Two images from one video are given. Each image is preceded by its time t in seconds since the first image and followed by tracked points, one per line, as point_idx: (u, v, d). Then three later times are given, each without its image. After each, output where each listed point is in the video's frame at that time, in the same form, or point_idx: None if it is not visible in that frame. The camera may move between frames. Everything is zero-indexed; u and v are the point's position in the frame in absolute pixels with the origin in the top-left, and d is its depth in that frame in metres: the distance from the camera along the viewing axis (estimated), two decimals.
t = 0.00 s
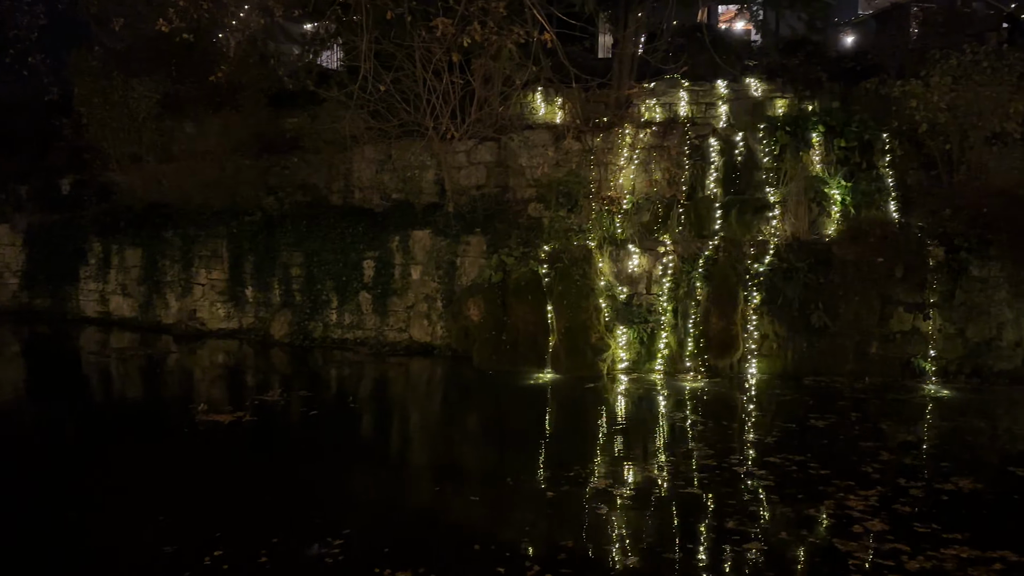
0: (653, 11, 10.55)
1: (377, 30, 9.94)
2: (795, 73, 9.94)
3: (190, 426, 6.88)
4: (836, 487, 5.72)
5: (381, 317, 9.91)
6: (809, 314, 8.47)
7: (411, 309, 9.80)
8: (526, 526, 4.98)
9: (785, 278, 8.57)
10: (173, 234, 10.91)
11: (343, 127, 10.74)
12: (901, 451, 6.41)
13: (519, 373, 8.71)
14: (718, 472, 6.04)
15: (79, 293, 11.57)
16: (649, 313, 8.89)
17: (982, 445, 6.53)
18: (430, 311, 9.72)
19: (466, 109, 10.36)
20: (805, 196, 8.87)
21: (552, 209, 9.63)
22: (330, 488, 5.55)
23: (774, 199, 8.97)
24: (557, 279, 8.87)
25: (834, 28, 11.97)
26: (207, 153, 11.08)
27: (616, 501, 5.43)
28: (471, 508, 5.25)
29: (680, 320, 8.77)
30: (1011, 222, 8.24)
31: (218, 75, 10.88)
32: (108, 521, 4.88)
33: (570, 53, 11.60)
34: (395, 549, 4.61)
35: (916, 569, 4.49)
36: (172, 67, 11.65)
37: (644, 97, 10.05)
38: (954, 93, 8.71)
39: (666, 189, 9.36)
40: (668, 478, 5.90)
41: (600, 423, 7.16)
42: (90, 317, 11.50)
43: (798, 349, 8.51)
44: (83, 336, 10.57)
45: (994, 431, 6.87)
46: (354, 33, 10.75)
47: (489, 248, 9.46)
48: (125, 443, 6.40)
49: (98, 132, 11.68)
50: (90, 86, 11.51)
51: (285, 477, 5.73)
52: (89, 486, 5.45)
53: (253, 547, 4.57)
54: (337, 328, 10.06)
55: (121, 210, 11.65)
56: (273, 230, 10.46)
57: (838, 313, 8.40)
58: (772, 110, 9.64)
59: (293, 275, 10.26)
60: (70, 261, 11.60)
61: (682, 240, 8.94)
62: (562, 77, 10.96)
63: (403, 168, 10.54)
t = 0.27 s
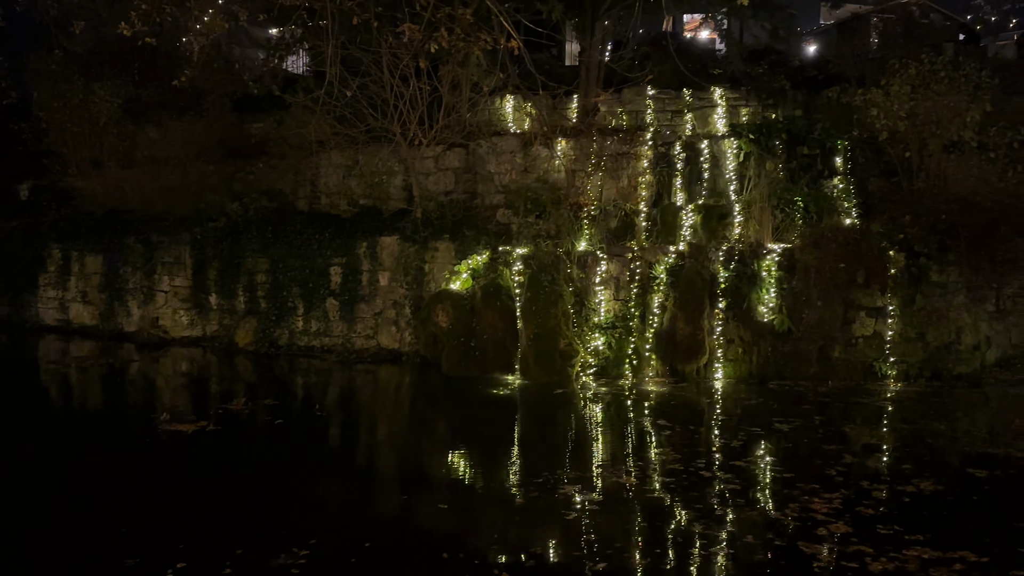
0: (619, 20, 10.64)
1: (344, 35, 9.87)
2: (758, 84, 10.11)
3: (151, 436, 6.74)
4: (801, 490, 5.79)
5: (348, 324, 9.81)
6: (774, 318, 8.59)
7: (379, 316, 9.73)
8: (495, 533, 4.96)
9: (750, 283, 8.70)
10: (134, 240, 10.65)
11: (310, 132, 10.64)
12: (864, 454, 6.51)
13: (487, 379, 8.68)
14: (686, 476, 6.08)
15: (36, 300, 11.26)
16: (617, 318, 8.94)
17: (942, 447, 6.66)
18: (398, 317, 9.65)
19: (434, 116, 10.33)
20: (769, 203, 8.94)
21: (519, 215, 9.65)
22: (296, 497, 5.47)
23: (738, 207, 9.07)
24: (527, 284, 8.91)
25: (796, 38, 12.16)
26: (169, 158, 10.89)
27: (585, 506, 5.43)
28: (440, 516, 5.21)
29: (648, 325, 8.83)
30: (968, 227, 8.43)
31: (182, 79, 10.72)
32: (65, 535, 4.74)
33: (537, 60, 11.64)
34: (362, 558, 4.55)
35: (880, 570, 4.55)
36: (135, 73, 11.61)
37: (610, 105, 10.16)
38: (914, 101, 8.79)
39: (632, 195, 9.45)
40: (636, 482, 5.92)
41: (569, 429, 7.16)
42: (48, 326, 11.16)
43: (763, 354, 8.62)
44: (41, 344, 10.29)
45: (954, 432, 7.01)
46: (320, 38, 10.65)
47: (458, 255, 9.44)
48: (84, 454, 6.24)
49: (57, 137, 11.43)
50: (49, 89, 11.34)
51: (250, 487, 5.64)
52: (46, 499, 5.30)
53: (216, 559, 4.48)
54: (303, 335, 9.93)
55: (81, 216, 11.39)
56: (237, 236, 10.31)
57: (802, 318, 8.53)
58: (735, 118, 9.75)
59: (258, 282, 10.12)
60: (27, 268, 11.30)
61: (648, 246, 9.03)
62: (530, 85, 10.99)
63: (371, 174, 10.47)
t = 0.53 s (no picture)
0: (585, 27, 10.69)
1: (309, 40, 9.78)
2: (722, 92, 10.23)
3: (110, 447, 6.58)
4: (766, 493, 5.85)
5: (314, 331, 9.71)
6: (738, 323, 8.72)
7: (346, 322, 9.64)
8: (462, 540, 4.93)
9: (715, 289, 8.76)
10: (94, 246, 10.31)
11: (274, 137, 10.52)
12: (827, 457, 6.61)
13: (454, 386, 8.63)
14: (652, 480, 6.11)
15: None
16: (583, 323, 8.94)
17: (902, 449, 6.78)
18: (364, 324, 9.57)
19: (400, 122, 10.28)
20: (732, 209, 8.97)
21: (487, 222, 9.67)
22: (260, 508, 5.38)
23: (702, 212, 9.14)
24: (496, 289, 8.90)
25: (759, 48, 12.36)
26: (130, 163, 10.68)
27: (552, 512, 5.42)
28: (407, 524, 5.17)
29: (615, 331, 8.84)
30: (926, 233, 8.60)
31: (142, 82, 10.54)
32: (19, 549, 4.61)
33: (504, 67, 11.66)
34: (328, 568, 4.49)
35: (843, 571, 4.61)
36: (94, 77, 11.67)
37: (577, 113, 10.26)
38: (873, 109, 9.00)
39: (598, 202, 9.52)
40: (603, 487, 5.93)
41: (537, 435, 7.15)
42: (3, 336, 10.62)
43: (728, 358, 8.70)
44: None
45: (913, 434, 7.14)
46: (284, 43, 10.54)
47: (426, 261, 9.41)
48: (40, 466, 6.07)
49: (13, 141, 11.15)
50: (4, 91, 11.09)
51: (213, 498, 5.53)
52: None
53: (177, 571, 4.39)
54: (268, 343, 9.80)
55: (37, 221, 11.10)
56: (200, 242, 10.14)
57: (765, 323, 8.67)
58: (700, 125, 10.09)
59: (222, 289, 9.96)
60: None
61: (614, 253, 9.01)
62: (496, 92, 11.01)
63: (337, 180, 10.39)
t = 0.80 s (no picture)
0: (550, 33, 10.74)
1: (271, 43, 9.66)
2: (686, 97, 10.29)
3: (66, 457, 6.41)
4: (729, 494, 5.91)
5: (277, 338, 9.58)
6: (701, 327, 8.82)
7: (309, 329, 9.53)
8: (428, 547, 4.89)
9: (678, 293, 8.86)
10: (49, 252, 10.07)
11: (236, 141, 10.37)
12: (788, 458, 6.69)
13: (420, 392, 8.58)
14: (617, 484, 6.12)
15: None
16: (549, 329, 8.89)
17: (862, 450, 6.90)
18: (328, 330, 9.47)
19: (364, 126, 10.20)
20: (696, 214, 9.24)
21: (452, 226, 9.54)
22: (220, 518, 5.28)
23: (667, 217, 9.34)
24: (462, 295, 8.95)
25: (722, 55, 12.54)
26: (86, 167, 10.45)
27: (518, 517, 5.41)
28: (372, 531, 5.11)
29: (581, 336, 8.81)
30: (884, 237, 8.76)
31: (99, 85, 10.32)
32: None
33: (469, 72, 11.65)
34: None
35: (804, 572, 4.67)
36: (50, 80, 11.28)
37: (543, 118, 10.20)
38: (832, 116, 9.13)
39: (564, 207, 9.52)
40: (569, 492, 5.94)
41: (503, 440, 7.15)
42: None
43: (693, 362, 8.80)
44: None
45: (872, 435, 7.27)
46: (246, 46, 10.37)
47: (391, 266, 9.29)
48: None
49: None
50: None
51: (173, 508, 5.43)
52: None
53: None
54: (229, 350, 9.64)
55: None
56: (160, 247, 9.95)
57: (728, 326, 8.76)
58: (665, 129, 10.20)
59: (182, 295, 9.78)
60: None
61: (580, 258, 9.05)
62: (461, 97, 10.99)
63: (300, 185, 10.30)
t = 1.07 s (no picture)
0: (513, 37, 10.75)
1: (229, 44, 9.51)
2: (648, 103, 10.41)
3: (17, 467, 6.24)
4: (691, 495, 5.96)
5: (236, 343, 9.44)
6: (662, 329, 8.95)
7: (269, 333, 9.41)
8: (391, 553, 4.85)
9: (641, 296, 8.91)
10: None
11: (194, 143, 10.20)
12: (748, 458, 6.78)
13: (383, 396, 8.51)
14: (581, 487, 6.14)
15: None
16: (512, 331, 8.88)
17: (820, 450, 7.01)
18: (289, 335, 9.36)
19: (325, 129, 10.08)
20: (658, 217, 9.27)
21: (417, 231, 9.49)
22: (178, 528, 5.17)
23: (629, 220, 9.38)
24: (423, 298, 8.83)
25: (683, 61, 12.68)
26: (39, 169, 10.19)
27: (482, 521, 5.40)
28: (334, 539, 5.06)
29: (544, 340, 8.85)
30: (840, 241, 8.92)
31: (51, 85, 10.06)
32: None
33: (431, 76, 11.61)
34: None
35: (764, 571, 4.72)
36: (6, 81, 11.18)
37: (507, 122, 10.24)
38: (789, 121, 9.29)
39: (528, 211, 9.50)
40: (533, 495, 5.94)
41: (467, 444, 7.12)
42: None
43: (655, 364, 8.88)
44: None
45: (830, 435, 7.40)
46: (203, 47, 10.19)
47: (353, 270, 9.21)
48: None
49: None
50: None
51: (130, 518, 5.30)
52: None
53: None
54: (187, 356, 9.48)
55: None
56: (115, 252, 9.74)
57: (689, 328, 8.88)
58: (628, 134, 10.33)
59: (139, 300, 9.59)
60: None
61: (544, 260, 9.03)
62: (423, 100, 10.94)
63: (260, 188, 10.18)
